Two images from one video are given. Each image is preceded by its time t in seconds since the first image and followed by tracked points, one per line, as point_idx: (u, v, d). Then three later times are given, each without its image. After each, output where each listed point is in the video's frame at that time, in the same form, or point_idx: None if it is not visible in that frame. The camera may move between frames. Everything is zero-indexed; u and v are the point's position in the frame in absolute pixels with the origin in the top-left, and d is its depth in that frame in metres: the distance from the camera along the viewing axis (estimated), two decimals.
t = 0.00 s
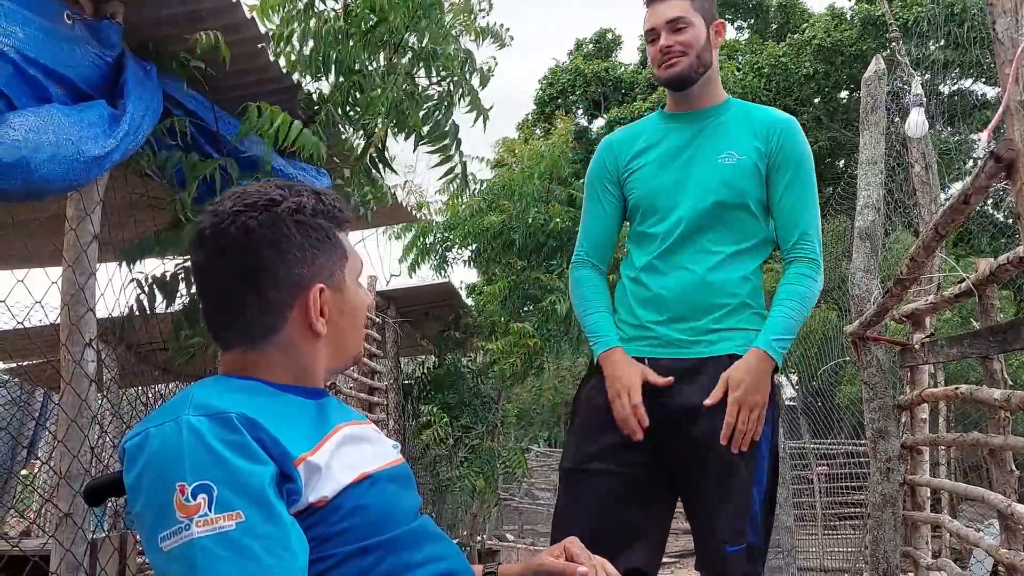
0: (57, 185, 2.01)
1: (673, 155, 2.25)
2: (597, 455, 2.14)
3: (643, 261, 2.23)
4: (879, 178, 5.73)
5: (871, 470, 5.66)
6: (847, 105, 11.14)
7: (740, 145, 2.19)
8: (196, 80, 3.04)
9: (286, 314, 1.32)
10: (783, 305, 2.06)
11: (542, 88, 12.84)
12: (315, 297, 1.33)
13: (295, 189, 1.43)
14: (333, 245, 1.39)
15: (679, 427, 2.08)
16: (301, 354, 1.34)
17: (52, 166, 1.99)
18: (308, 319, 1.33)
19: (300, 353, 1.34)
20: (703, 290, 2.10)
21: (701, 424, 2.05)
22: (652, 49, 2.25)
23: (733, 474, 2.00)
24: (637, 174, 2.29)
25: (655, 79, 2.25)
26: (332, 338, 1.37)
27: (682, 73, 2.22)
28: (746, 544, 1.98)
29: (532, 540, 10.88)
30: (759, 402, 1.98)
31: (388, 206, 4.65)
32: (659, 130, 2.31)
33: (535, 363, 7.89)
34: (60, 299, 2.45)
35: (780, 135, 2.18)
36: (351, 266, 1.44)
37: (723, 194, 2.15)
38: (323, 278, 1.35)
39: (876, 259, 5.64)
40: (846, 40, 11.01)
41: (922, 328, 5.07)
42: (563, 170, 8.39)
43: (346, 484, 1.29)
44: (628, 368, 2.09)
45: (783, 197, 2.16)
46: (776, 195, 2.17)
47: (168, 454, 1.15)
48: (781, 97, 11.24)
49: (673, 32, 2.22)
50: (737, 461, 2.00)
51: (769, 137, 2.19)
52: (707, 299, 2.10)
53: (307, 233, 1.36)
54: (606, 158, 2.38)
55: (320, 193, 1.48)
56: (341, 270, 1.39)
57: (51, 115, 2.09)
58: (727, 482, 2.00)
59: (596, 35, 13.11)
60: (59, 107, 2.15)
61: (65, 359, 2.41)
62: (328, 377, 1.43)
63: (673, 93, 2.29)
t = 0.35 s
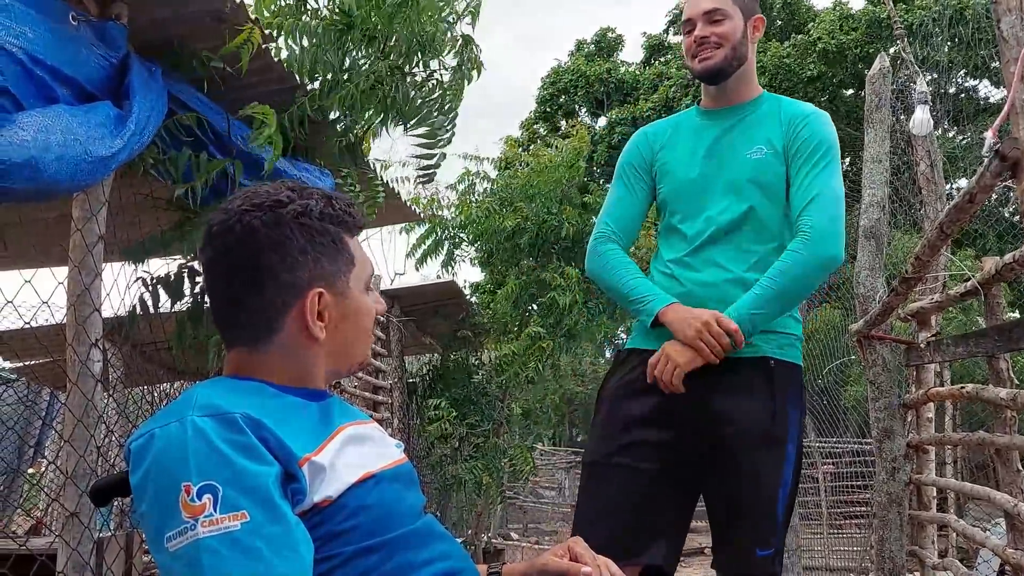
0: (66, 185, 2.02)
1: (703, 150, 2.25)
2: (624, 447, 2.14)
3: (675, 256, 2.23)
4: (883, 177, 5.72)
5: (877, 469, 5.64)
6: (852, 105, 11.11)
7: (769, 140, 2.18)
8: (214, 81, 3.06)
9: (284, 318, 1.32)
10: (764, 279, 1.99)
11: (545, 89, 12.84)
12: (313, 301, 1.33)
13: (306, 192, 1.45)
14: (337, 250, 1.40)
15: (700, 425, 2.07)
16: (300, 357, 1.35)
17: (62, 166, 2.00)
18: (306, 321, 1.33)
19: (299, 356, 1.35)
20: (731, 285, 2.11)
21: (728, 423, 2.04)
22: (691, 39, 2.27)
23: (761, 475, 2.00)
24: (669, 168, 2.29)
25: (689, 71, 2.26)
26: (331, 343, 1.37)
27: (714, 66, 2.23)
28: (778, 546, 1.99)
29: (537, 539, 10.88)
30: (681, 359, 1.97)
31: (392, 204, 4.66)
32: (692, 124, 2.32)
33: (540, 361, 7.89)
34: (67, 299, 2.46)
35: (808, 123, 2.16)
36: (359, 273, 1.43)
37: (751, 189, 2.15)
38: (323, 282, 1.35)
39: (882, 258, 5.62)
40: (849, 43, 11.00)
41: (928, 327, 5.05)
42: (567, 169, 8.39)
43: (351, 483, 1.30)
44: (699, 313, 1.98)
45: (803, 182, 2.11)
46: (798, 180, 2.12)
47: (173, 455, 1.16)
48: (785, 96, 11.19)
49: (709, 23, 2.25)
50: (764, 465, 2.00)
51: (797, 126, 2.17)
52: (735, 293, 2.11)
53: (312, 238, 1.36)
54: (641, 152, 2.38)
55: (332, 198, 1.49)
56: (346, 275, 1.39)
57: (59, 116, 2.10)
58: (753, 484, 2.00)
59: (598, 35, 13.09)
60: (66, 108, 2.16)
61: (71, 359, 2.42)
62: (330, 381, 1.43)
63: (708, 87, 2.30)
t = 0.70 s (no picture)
0: (72, 187, 2.04)
1: (707, 153, 2.25)
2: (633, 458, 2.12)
3: (678, 258, 2.23)
4: (886, 179, 5.72)
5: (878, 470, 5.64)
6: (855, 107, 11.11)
7: (774, 147, 2.21)
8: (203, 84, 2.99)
9: (302, 319, 1.33)
10: (774, 294, 2.03)
11: (546, 90, 12.84)
12: (335, 306, 1.34)
13: (342, 196, 1.44)
14: (367, 257, 1.39)
15: (704, 430, 2.07)
16: (316, 358, 1.36)
17: (67, 167, 2.01)
18: (326, 323, 1.34)
19: (315, 357, 1.36)
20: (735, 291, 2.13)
21: (732, 429, 2.05)
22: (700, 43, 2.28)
23: (764, 481, 2.02)
24: (671, 169, 2.29)
25: (697, 75, 2.28)
26: (347, 349, 1.37)
27: (722, 71, 2.25)
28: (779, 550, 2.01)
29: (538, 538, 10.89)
30: (700, 381, 1.98)
31: (396, 206, 4.66)
32: (695, 126, 2.32)
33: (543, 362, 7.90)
34: (72, 301, 2.48)
35: (815, 137, 2.20)
36: (386, 278, 1.42)
37: (758, 196, 2.17)
38: (347, 288, 1.35)
39: (884, 259, 5.62)
40: (853, 48, 11.02)
41: (930, 328, 5.06)
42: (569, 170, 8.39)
43: (359, 489, 1.31)
44: (714, 329, 2.00)
45: (810, 195, 2.15)
46: (804, 194, 2.17)
47: (184, 456, 1.17)
48: (788, 96, 11.17)
49: (719, 28, 2.26)
50: (765, 468, 2.02)
51: (804, 138, 2.21)
52: (740, 300, 2.13)
53: (343, 242, 1.37)
54: (640, 150, 2.36)
55: (368, 205, 1.49)
56: (371, 282, 1.39)
57: (65, 118, 2.11)
58: (754, 488, 2.02)
59: (598, 37, 13.08)
60: (72, 110, 2.17)
61: (76, 361, 2.44)
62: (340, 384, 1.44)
63: (710, 89, 2.30)
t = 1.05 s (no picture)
0: (74, 189, 2.05)
1: (696, 154, 2.26)
2: (638, 463, 2.13)
3: (673, 262, 2.24)
4: (887, 178, 5.71)
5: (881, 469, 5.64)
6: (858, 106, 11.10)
7: (763, 147, 2.21)
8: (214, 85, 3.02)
9: (282, 321, 1.34)
10: (771, 302, 2.03)
11: (549, 89, 12.84)
12: (314, 305, 1.34)
13: (308, 191, 1.43)
14: (341, 250, 1.39)
15: (699, 432, 2.08)
16: (306, 359, 1.36)
17: (70, 169, 2.02)
18: (308, 323, 1.34)
19: (305, 358, 1.36)
20: (727, 292, 2.13)
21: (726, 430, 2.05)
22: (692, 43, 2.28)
23: (757, 480, 2.02)
24: (662, 172, 2.29)
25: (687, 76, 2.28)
26: (337, 347, 1.38)
27: (711, 73, 2.25)
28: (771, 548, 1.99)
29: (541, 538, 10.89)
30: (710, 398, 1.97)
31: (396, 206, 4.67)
32: (683, 128, 2.32)
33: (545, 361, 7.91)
34: (74, 302, 2.49)
35: (803, 133, 2.20)
36: (366, 269, 1.41)
37: (748, 196, 2.18)
38: (325, 285, 1.35)
39: (885, 259, 5.63)
40: (859, 46, 11.00)
41: (931, 327, 5.06)
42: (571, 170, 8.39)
43: (359, 492, 1.31)
44: (709, 349, 2.01)
45: (799, 193, 2.15)
46: (792, 192, 2.17)
47: (183, 461, 1.17)
48: (791, 95, 11.16)
49: (712, 30, 2.26)
50: (762, 466, 2.02)
51: (791, 136, 2.21)
52: (733, 301, 2.13)
53: (312, 239, 1.36)
54: (631, 154, 2.37)
55: (337, 195, 1.47)
56: (349, 274, 1.38)
57: (67, 120, 2.12)
58: (751, 485, 2.02)
59: (601, 36, 13.09)
60: (73, 112, 2.17)
61: (78, 362, 2.45)
62: (339, 384, 1.44)
63: (699, 91, 2.31)
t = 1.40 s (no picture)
0: (72, 188, 2.04)
1: (693, 154, 2.26)
2: (639, 465, 2.13)
3: (670, 263, 2.24)
4: (887, 179, 5.71)
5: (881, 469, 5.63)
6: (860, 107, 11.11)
7: (761, 146, 2.21)
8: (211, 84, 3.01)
9: (275, 318, 1.34)
10: (767, 298, 2.03)
11: (550, 88, 12.84)
12: (308, 301, 1.34)
13: (302, 191, 1.44)
14: (334, 247, 1.39)
15: (700, 432, 2.08)
16: (302, 357, 1.36)
17: (68, 168, 2.02)
18: (301, 319, 1.34)
19: (300, 356, 1.36)
20: (725, 293, 2.13)
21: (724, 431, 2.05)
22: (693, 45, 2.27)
23: (756, 479, 2.01)
24: (659, 173, 2.29)
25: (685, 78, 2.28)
26: (332, 344, 1.38)
27: (710, 76, 2.25)
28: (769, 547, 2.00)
29: (541, 538, 10.88)
30: (704, 392, 1.96)
31: (395, 204, 4.67)
32: (683, 129, 2.32)
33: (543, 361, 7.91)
34: (73, 301, 2.48)
35: (800, 133, 2.20)
36: (359, 269, 1.42)
37: (745, 196, 2.17)
38: (319, 282, 1.35)
39: (885, 259, 5.63)
40: (861, 45, 11.00)
41: (931, 328, 5.05)
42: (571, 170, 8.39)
43: (355, 490, 1.31)
44: (704, 340, 2.01)
45: (796, 191, 2.14)
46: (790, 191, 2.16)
47: (181, 459, 1.17)
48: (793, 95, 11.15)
49: (715, 34, 2.26)
50: (760, 465, 2.02)
51: (788, 135, 2.21)
52: (730, 303, 2.13)
53: (307, 236, 1.37)
54: (631, 155, 2.37)
55: (329, 197, 1.48)
56: (344, 273, 1.39)
57: (66, 119, 2.12)
58: (752, 484, 2.01)
59: (603, 35, 13.08)
60: (72, 111, 2.17)
61: (77, 362, 2.45)
62: (335, 383, 1.44)
63: (698, 93, 2.31)
